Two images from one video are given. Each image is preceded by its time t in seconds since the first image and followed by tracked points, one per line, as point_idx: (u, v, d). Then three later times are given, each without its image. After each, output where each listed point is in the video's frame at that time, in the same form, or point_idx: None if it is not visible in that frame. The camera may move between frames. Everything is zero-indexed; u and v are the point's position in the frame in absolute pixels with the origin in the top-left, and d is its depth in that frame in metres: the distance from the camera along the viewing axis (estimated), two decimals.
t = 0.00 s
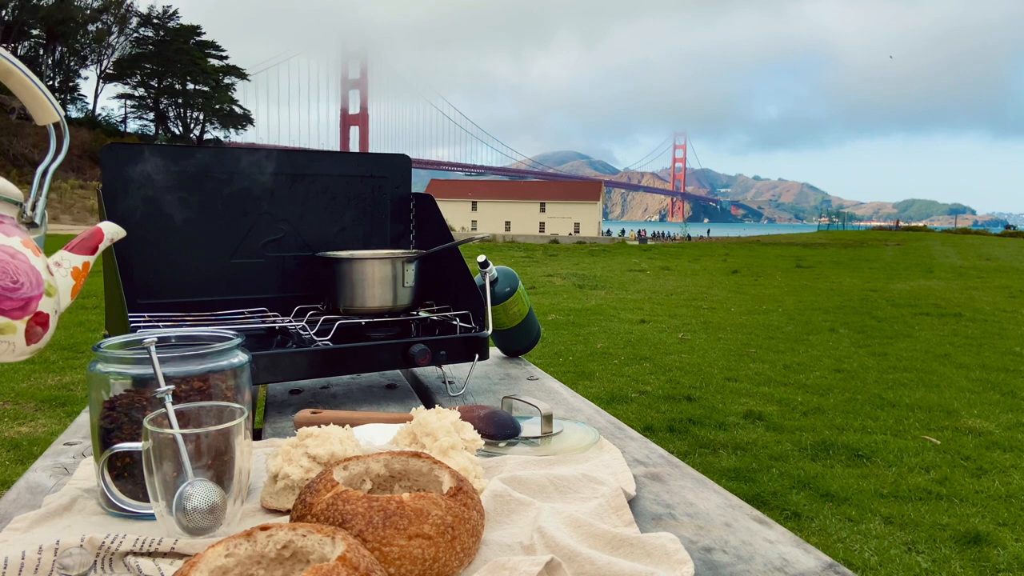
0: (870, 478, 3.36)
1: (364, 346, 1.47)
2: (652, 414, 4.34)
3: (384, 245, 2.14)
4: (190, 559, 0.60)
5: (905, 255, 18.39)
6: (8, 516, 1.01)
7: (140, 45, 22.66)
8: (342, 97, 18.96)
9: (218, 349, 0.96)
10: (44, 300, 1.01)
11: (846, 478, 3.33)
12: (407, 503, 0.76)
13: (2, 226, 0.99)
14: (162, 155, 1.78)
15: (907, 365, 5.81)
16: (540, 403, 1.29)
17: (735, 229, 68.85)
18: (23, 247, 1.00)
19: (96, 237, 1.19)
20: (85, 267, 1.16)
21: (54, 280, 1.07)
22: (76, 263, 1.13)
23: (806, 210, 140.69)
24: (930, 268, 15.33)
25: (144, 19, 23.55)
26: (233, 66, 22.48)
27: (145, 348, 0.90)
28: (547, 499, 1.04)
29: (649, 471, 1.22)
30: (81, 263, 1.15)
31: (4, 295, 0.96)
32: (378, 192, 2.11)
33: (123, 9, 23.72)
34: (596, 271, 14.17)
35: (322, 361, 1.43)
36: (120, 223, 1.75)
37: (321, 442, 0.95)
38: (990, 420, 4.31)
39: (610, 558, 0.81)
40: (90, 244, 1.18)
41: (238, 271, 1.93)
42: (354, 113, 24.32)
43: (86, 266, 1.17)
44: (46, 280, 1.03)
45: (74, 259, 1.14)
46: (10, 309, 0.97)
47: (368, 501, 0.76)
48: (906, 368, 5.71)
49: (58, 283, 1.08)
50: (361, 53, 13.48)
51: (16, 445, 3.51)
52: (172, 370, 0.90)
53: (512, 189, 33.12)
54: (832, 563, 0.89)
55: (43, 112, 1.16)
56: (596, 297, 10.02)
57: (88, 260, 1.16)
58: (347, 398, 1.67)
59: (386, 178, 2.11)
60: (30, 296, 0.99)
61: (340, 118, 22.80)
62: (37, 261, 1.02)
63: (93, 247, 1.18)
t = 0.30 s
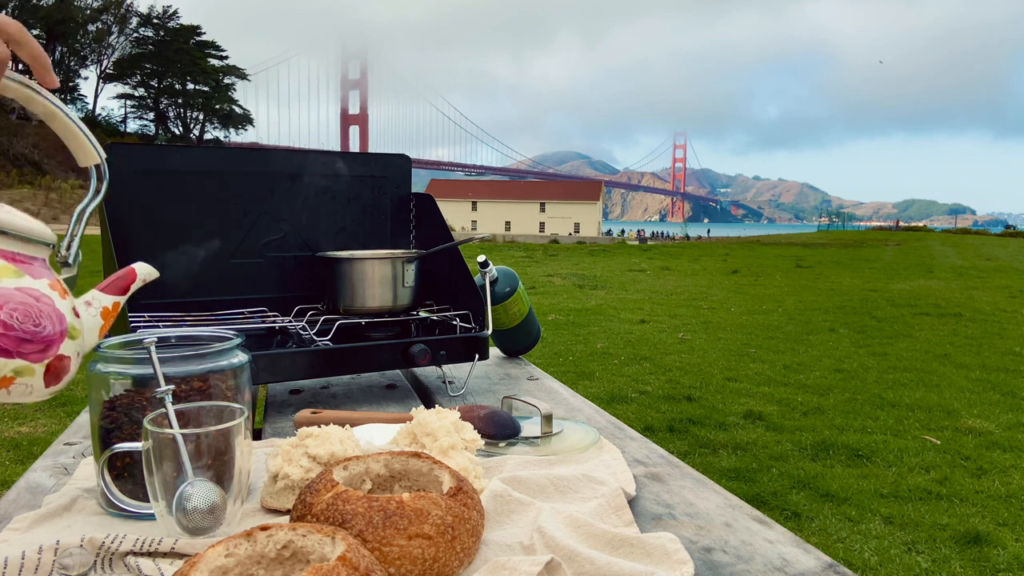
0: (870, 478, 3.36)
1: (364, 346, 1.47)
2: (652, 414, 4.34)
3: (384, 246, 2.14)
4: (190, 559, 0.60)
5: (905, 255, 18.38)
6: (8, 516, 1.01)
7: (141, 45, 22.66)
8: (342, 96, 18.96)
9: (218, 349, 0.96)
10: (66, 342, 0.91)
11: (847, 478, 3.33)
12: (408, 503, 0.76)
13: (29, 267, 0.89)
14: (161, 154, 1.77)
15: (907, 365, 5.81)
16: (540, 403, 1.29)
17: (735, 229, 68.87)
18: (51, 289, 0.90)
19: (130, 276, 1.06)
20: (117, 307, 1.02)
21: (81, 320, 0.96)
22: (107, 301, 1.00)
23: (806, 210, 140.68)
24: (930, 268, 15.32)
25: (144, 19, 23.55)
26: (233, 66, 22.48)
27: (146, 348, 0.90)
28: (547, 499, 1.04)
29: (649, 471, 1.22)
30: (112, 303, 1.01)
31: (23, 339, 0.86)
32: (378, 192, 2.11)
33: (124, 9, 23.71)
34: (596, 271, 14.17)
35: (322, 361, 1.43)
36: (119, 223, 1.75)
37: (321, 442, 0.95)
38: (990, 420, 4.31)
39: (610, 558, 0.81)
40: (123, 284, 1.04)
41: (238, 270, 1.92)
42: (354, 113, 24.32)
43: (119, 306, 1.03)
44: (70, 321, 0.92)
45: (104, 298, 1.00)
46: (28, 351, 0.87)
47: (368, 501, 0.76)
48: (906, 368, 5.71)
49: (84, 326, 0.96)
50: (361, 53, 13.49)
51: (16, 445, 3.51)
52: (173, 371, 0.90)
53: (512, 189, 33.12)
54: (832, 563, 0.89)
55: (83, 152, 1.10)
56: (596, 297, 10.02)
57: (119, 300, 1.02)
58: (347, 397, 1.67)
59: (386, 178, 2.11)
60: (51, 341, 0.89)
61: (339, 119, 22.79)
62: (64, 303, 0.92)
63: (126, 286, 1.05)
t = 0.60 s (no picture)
0: (870, 478, 3.36)
1: (365, 346, 1.47)
2: (652, 414, 4.34)
3: (384, 246, 2.14)
4: (190, 559, 0.60)
5: (905, 255, 18.38)
6: (8, 516, 1.01)
7: (141, 45, 22.65)
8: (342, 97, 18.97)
9: (218, 349, 0.96)
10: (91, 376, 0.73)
11: (847, 478, 3.33)
12: (407, 503, 0.76)
13: (57, 300, 0.72)
14: (161, 154, 1.77)
15: (907, 365, 5.81)
16: (540, 403, 1.29)
17: (735, 228, 68.86)
18: (76, 322, 0.73)
19: (152, 308, 0.83)
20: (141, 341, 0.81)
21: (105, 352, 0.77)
22: (130, 334, 0.79)
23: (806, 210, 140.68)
24: (930, 268, 15.33)
25: (144, 20, 23.54)
26: (233, 66, 22.48)
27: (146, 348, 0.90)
28: (547, 499, 1.04)
29: (649, 471, 1.22)
30: (135, 336, 0.80)
31: (51, 371, 0.68)
32: (378, 192, 2.11)
33: (124, 9, 23.71)
34: (596, 271, 14.18)
35: (323, 361, 1.44)
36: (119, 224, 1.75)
37: (321, 442, 0.95)
38: (989, 420, 4.31)
39: (610, 558, 0.81)
40: (144, 317, 0.81)
41: (237, 271, 1.92)
42: (353, 113, 24.32)
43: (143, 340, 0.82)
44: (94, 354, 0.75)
45: (126, 329, 0.79)
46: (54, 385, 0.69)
47: (368, 501, 0.76)
48: (906, 368, 5.70)
49: (107, 361, 0.76)
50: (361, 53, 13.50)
51: (16, 445, 3.51)
52: (173, 370, 0.90)
53: (512, 189, 33.12)
54: (832, 563, 0.89)
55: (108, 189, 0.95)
56: (596, 297, 10.02)
57: (143, 333, 0.81)
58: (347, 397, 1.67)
59: (386, 179, 2.11)
60: (72, 375, 0.71)
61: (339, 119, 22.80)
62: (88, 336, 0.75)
63: (149, 319, 0.82)
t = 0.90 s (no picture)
0: (870, 478, 3.35)
1: (365, 347, 1.47)
2: (652, 414, 4.34)
3: (384, 246, 2.14)
4: (190, 559, 0.60)
5: (905, 255, 18.38)
6: (8, 516, 1.01)
7: (141, 45, 22.64)
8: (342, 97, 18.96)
9: (218, 349, 0.96)
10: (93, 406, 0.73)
11: (847, 478, 3.33)
12: (407, 503, 0.76)
13: (61, 329, 0.72)
14: (162, 155, 1.77)
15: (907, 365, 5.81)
16: (540, 403, 1.29)
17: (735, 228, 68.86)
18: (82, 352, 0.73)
19: (155, 339, 0.84)
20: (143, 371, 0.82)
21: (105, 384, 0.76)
22: (134, 364, 0.79)
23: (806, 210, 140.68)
24: (930, 268, 15.33)
25: (144, 20, 23.54)
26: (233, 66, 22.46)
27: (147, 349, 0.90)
28: (547, 499, 1.04)
29: (649, 471, 1.22)
30: (138, 365, 0.80)
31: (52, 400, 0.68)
32: (378, 192, 2.11)
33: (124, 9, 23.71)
34: (596, 271, 14.18)
35: (323, 361, 1.44)
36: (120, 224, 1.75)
37: (321, 442, 0.95)
38: (989, 420, 4.31)
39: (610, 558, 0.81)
40: (147, 347, 0.82)
41: (237, 270, 1.92)
42: (353, 113, 24.32)
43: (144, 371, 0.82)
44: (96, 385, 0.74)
45: (130, 359, 0.80)
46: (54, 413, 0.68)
47: (368, 501, 0.76)
48: (906, 368, 5.70)
49: (110, 390, 0.76)
50: (362, 53, 13.48)
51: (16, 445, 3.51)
52: (172, 370, 0.90)
53: (512, 189, 33.12)
54: (832, 563, 0.88)
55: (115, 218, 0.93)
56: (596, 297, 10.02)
57: (145, 363, 0.82)
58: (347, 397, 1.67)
59: (386, 178, 2.11)
60: (75, 405, 0.70)
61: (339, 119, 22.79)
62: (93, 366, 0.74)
63: (152, 349, 0.83)
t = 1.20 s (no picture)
0: (870, 478, 3.36)
1: (365, 347, 1.47)
2: (652, 413, 4.34)
3: (384, 246, 2.14)
4: (190, 559, 0.60)
5: (905, 255, 18.38)
6: (8, 516, 1.02)
7: (141, 45, 22.63)
8: (342, 97, 18.95)
9: (219, 349, 0.96)
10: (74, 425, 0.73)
11: (847, 478, 3.33)
12: (407, 503, 0.76)
13: (48, 345, 0.72)
14: (162, 155, 1.77)
15: (907, 365, 5.81)
16: (540, 403, 1.29)
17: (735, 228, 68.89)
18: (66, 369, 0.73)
19: (147, 357, 0.82)
20: (130, 391, 0.81)
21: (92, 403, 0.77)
22: (121, 383, 0.79)
23: (806, 210, 140.68)
24: (930, 268, 15.32)
25: (145, 20, 23.55)
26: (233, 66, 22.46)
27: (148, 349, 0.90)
28: (547, 499, 1.04)
29: (649, 471, 1.22)
30: (126, 385, 0.80)
31: (32, 418, 0.69)
32: (378, 192, 2.11)
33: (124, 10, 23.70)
34: (596, 271, 14.18)
35: (323, 361, 1.44)
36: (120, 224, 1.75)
37: (321, 442, 0.95)
38: (989, 420, 4.31)
39: (611, 558, 0.81)
40: (138, 365, 0.81)
41: (237, 270, 1.93)
42: (353, 113, 24.31)
43: (133, 390, 0.82)
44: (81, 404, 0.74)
45: (118, 378, 0.80)
46: (35, 432, 0.70)
47: (368, 501, 0.76)
48: (906, 369, 5.70)
49: (94, 409, 0.76)
50: (361, 53, 13.48)
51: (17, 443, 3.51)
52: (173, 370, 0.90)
53: (512, 189, 33.12)
54: (832, 563, 0.88)
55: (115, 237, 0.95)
56: (596, 297, 10.02)
57: (134, 383, 0.81)
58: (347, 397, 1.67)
59: (387, 178, 2.11)
60: (55, 423, 0.71)
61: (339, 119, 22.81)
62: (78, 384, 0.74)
63: (141, 368, 0.82)
